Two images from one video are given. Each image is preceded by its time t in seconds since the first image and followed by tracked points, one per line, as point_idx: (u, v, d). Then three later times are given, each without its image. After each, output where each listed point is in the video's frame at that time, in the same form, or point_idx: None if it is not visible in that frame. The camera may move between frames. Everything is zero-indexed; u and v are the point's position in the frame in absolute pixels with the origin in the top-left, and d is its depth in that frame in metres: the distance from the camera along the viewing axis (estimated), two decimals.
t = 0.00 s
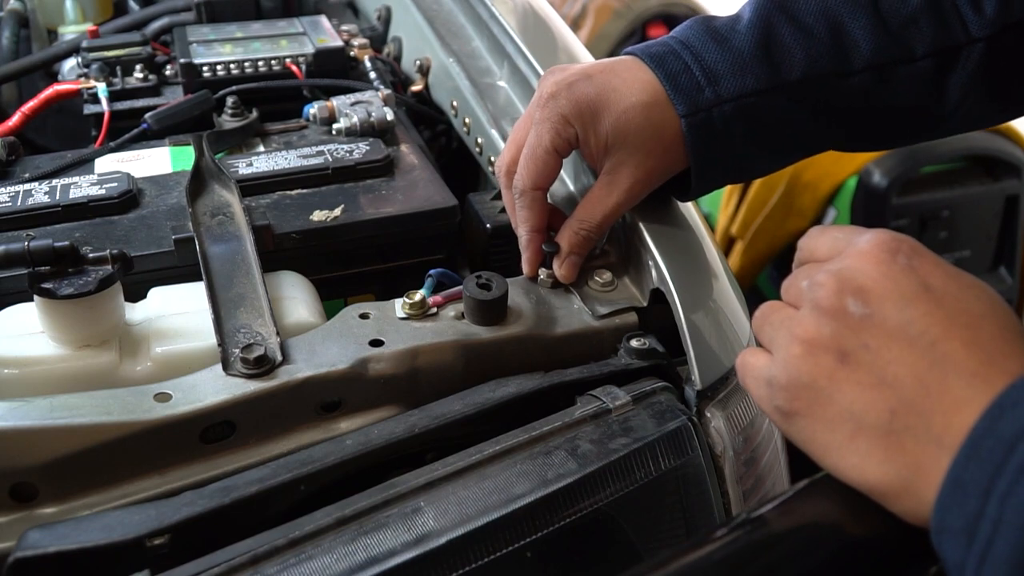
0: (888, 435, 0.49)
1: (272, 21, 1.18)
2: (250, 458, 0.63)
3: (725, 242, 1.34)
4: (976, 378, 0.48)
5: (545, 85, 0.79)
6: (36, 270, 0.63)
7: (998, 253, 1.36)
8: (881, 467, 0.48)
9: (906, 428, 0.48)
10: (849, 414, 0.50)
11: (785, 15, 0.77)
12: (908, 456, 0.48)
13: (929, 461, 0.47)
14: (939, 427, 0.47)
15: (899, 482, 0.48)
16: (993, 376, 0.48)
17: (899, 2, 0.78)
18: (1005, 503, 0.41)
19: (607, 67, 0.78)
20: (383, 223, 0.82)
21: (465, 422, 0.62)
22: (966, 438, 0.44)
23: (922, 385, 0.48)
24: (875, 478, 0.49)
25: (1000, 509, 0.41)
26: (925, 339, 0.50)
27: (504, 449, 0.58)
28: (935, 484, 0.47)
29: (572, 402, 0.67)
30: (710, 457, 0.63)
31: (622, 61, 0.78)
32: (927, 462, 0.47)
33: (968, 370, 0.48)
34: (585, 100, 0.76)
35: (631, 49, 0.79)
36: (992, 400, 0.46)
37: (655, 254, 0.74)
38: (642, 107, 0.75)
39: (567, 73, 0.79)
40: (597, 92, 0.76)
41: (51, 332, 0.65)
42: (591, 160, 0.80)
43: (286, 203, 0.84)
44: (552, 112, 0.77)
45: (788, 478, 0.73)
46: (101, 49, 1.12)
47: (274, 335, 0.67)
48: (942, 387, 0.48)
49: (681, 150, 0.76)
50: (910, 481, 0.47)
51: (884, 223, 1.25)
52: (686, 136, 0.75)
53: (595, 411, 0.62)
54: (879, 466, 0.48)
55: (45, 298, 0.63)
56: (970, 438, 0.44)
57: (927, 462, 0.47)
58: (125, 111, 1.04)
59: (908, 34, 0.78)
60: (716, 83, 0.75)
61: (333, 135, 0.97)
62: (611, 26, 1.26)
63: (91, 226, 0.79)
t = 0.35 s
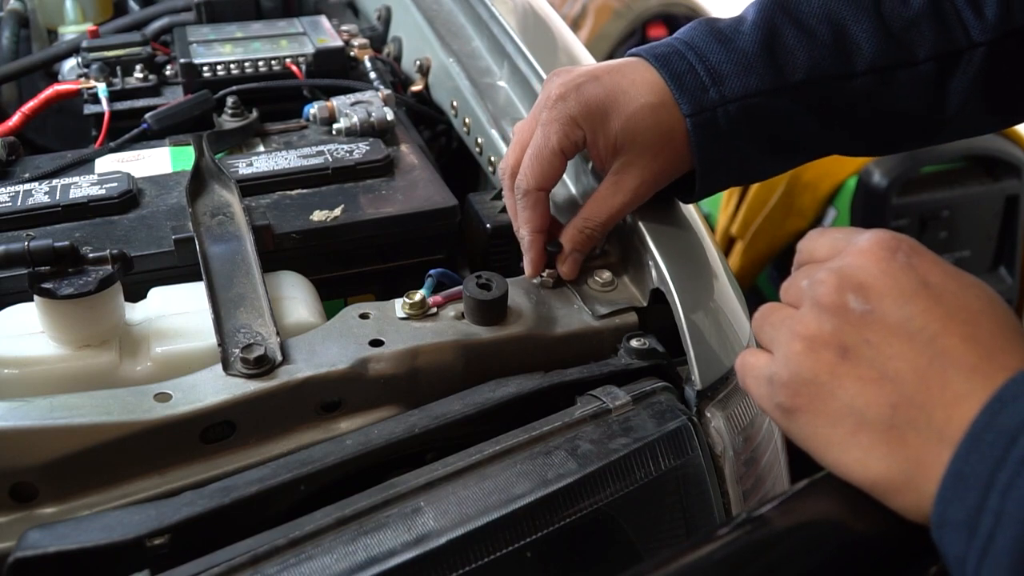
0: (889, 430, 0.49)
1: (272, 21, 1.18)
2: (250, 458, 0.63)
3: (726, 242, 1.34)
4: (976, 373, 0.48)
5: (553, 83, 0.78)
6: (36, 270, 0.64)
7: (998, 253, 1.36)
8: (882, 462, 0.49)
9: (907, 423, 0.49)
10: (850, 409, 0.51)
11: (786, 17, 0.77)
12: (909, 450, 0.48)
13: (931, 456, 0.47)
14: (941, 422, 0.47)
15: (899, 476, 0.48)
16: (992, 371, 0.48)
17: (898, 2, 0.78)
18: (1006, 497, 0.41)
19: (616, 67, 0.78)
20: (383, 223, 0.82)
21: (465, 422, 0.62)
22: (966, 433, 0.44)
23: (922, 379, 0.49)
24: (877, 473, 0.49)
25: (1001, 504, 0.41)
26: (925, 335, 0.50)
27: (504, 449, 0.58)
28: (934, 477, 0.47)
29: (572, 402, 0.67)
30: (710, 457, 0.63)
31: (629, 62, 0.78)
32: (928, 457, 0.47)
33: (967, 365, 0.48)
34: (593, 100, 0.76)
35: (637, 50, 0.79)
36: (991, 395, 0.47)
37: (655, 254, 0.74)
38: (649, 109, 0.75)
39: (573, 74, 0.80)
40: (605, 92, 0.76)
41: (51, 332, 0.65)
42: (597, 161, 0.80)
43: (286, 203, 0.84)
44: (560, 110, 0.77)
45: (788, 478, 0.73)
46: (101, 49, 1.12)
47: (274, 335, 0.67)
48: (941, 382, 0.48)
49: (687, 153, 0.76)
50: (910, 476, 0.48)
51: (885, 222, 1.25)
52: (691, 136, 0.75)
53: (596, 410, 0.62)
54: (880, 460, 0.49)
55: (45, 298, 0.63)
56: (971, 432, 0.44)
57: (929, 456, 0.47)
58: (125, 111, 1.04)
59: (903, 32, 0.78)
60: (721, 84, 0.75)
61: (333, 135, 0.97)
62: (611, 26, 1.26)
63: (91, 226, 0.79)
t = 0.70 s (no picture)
0: (890, 431, 0.49)
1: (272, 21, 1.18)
2: (249, 458, 0.63)
3: (725, 243, 1.34)
4: (976, 372, 0.48)
5: (556, 82, 0.79)
6: (36, 270, 0.63)
7: (998, 253, 1.36)
8: (883, 462, 0.49)
9: (910, 423, 0.48)
10: (852, 410, 0.51)
11: (793, 23, 0.77)
12: (911, 450, 0.48)
13: (933, 456, 0.47)
14: (943, 421, 0.47)
15: (900, 476, 0.48)
16: (993, 370, 0.48)
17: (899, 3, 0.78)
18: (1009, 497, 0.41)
19: (619, 70, 0.78)
20: (383, 223, 0.82)
21: (465, 422, 0.62)
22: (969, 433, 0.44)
23: (922, 379, 0.49)
24: (878, 473, 0.49)
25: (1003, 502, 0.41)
26: (925, 335, 0.50)
27: (504, 449, 0.58)
28: (937, 476, 0.47)
29: (572, 402, 0.67)
30: (710, 457, 0.63)
31: (633, 65, 0.79)
32: (931, 456, 0.47)
33: (967, 364, 0.48)
34: (593, 101, 0.76)
35: (642, 54, 0.79)
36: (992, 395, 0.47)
37: (655, 254, 0.74)
38: (648, 111, 0.75)
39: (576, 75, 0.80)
40: (606, 93, 0.77)
41: (51, 332, 0.65)
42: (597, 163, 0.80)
43: (286, 203, 0.84)
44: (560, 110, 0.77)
45: (788, 478, 0.73)
46: (101, 49, 1.12)
47: (275, 335, 0.67)
48: (943, 381, 0.48)
49: (688, 157, 0.76)
50: (912, 475, 0.47)
51: (885, 223, 1.25)
52: (696, 143, 0.75)
53: (595, 410, 0.62)
54: (882, 461, 0.49)
55: (45, 298, 0.63)
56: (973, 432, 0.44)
57: (931, 456, 0.47)
58: (125, 111, 1.04)
59: (909, 34, 0.78)
60: (728, 90, 0.75)
61: (333, 135, 0.97)
62: (611, 26, 1.26)
63: (91, 226, 0.79)
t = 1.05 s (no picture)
0: (880, 419, 0.49)
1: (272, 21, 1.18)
2: (250, 458, 0.63)
3: (725, 242, 1.35)
4: (959, 354, 0.48)
5: (552, 83, 0.79)
6: (36, 270, 0.63)
7: (998, 253, 1.36)
8: (874, 452, 0.48)
9: (898, 410, 0.48)
10: (842, 404, 0.50)
11: (786, 21, 0.77)
12: (901, 436, 0.47)
13: (922, 438, 0.47)
14: (929, 402, 0.47)
15: (895, 465, 0.47)
16: (978, 351, 0.48)
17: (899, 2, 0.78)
18: (989, 477, 0.41)
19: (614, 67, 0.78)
20: (383, 223, 0.82)
21: (464, 422, 0.62)
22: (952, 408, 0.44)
23: (904, 363, 0.49)
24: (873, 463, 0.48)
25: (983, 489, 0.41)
26: (905, 323, 0.51)
27: (504, 449, 0.58)
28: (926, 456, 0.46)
29: (572, 402, 0.67)
30: (710, 457, 0.63)
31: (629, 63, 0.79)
32: (920, 438, 0.47)
33: (949, 346, 0.48)
34: (589, 100, 0.76)
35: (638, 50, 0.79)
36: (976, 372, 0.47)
37: (655, 254, 0.74)
38: (644, 109, 0.75)
39: (571, 74, 0.80)
40: (601, 91, 0.77)
41: (51, 332, 0.65)
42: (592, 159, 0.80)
43: (286, 203, 0.83)
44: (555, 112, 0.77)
45: (788, 477, 0.70)
46: (101, 49, 1.12)
47: (274, 335, 0.67)
48: (926, 364, 0.48)
49: (687, 153, 0.76)
50: (904, 460, 0.47)
51: (885, 223, 1.25)
52: (693, 138, 0.74)
53: (595, 411, 0.62)
54: (873, 451, 0.48)
55: (45, 298, 0.63)
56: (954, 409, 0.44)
57: (921, 438, 0.47)
58: (125, 111, 1.04)
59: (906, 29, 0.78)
60: (723, 84, 0.74)
61: (333, 135, 0.97)
62: (612, 26, 1.26)
63: (91, 226, 0.79)
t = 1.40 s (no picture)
0: (909, 435, 0.49)
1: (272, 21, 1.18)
2: (250, 458, 0.63)
3: (725, 243, 1.37)
4: (993, 383, 0.49)
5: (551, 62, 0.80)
6: (36, 270, 0.63)
7: (998, 253, 1.36)
8: (899, 467, 0.49)
9: (928, 430, 0.49)
10: (871, 413, 0.50)
11: (783, 99, 0.78)
12: (927, 456, 0.48)
13: (948, 461, 0.48)
14: (959, 428, 0.48)
15: (915, 483, 0.48)
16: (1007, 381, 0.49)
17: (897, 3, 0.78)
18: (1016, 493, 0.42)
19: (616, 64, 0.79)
20: (382, 223, 0.82)
21: (464, 422, 0.62)
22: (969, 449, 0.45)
23: (943, 383, 0.50)
24: (893, 475, 0.48)
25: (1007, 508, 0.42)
26: (947, 341, 0.51)
27: (504, 449, 0.58)
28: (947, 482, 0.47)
29: (572, 402, 0.67)
30: (710, 457, 0.63)
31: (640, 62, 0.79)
32: (945, 461, 0.48)
33: (985, 375, 0.49)
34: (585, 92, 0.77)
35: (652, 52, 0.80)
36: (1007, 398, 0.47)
37: (655, 254, 0.73)
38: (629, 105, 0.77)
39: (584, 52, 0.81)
40: (597, 87, 0.78)
41: (52, 332, 0.65)
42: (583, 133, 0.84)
43: (286, 203, 0.83)
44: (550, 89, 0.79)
45: (788, 477, 0.73)
46: (101, 49, 1.12)
47: (274, 335, 0.67)
48: (962, 387, 0.49)
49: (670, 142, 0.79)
50: (927, 482, 0.48)
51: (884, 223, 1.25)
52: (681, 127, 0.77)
53: (596, 411, 0.62)
54: (898, 466, 0.49)
55: (45, 298, 0.63)
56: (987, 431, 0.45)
57: (946, 462, 0.48)
58: (125, 111, 1.04)
59: (877, 90, 0.80)
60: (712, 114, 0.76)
61: (333, 135, 0.97)
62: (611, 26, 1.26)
63: (91, 226, 0.79)
